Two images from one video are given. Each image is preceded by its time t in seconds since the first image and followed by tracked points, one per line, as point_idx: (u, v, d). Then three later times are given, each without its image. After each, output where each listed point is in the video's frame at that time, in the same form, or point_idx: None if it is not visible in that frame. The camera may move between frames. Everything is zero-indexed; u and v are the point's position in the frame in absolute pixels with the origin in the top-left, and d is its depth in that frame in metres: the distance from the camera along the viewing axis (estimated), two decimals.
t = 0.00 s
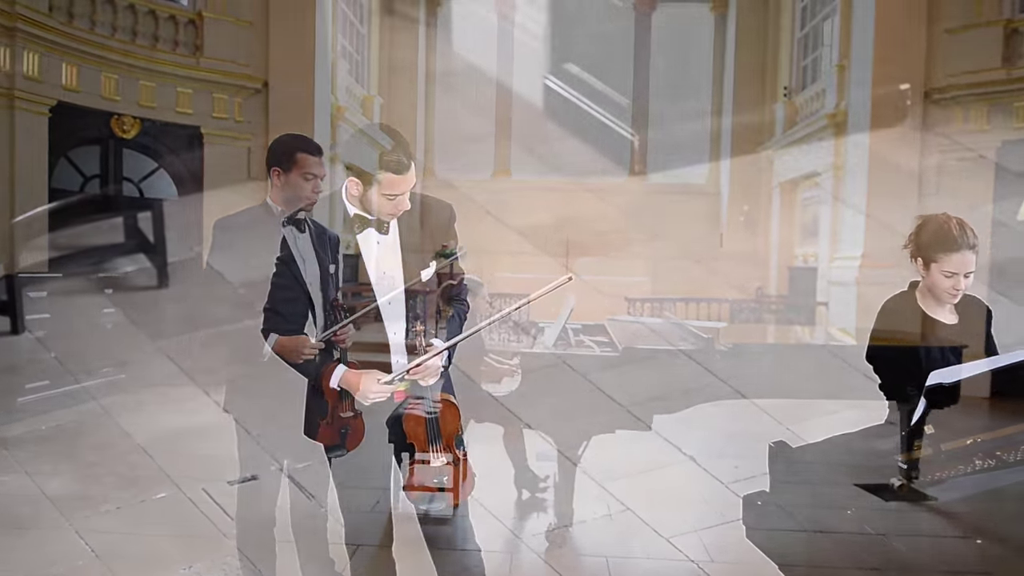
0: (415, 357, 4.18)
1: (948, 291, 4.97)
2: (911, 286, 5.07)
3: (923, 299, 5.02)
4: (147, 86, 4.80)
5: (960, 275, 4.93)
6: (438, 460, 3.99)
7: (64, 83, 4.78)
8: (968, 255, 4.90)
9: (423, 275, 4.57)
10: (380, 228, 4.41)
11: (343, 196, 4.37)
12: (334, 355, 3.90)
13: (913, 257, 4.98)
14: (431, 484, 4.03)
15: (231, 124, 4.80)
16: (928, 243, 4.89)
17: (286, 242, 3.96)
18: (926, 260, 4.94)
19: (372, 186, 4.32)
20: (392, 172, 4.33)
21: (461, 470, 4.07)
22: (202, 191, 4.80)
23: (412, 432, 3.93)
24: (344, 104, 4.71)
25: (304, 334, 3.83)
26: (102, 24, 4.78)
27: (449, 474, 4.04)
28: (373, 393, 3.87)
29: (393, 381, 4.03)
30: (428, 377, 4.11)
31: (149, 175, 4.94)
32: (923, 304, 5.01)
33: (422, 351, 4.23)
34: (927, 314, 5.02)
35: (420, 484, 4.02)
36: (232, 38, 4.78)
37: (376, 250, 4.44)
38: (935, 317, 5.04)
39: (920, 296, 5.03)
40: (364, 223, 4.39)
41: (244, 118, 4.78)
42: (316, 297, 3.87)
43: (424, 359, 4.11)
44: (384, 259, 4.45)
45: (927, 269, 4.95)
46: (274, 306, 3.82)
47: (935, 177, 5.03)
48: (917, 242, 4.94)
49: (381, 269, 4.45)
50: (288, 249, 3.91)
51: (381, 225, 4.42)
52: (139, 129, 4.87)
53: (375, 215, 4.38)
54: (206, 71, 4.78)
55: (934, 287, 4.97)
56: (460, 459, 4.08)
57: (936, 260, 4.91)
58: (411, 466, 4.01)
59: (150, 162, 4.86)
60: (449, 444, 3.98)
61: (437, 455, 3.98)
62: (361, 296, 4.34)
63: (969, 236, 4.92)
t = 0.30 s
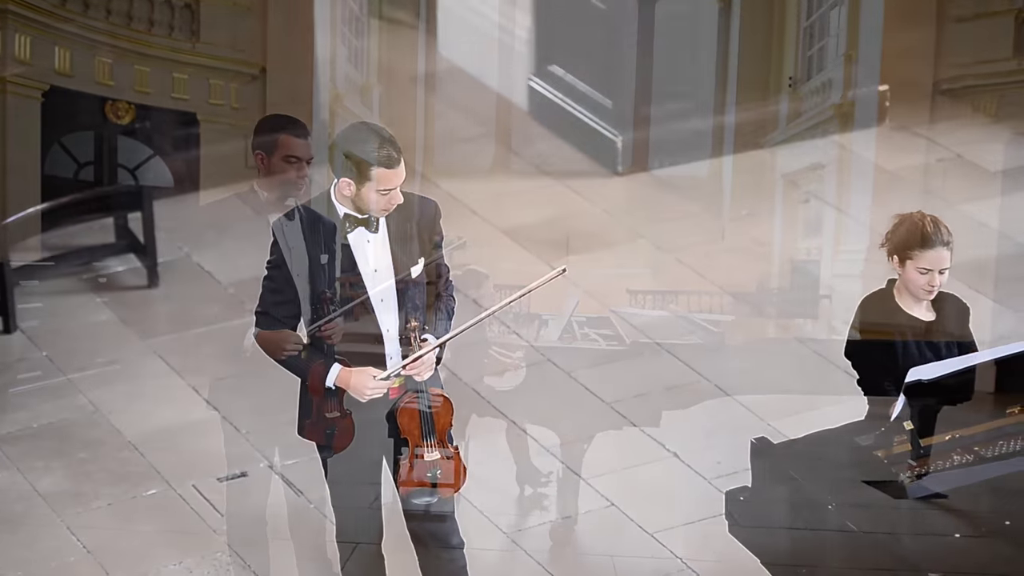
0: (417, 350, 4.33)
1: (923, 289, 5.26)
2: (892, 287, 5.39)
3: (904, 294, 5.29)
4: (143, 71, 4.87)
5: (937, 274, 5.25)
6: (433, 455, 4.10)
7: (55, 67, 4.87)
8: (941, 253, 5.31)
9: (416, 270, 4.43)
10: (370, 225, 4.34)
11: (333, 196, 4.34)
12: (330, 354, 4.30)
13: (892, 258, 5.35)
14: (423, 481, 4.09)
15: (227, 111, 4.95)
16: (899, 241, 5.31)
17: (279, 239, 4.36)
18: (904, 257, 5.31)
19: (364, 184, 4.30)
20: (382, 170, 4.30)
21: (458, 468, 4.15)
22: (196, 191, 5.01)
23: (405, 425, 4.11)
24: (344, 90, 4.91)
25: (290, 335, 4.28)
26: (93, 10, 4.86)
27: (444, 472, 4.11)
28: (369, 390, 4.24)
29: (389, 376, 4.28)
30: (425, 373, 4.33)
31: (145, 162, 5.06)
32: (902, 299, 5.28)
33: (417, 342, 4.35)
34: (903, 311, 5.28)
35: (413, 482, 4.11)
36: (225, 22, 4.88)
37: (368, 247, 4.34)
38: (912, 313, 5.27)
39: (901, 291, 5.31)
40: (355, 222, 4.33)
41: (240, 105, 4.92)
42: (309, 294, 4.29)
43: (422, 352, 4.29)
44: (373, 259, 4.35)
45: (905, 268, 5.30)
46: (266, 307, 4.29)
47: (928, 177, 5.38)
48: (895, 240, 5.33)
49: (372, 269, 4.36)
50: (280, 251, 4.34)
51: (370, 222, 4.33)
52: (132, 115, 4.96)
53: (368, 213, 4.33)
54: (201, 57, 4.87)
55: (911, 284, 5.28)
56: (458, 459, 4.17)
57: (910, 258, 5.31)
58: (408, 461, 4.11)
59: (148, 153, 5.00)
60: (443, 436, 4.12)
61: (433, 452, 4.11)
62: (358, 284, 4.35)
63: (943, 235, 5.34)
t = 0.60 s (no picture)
0: (414, 347, 4.31)
1: (901, 290, 4.55)
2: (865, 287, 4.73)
3: (878, 299, 4.63)
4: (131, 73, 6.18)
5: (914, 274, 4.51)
6: (430, 450, 4.35)
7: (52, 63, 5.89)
8: (920, 251, 4.48)
9: (414, 268, 4.37)
10: (369, 225, 4.25)
11: (334, 194, 4.23)
12: (327, 352, 4.33)
13: (872, 257, 4.59)
14: (420, 475, 4.37)
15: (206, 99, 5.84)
16: (877, 241, 4.51)
17: (274, 237, 4.24)
18: (881, 258, 4.52)
19: (361, 180, 4.10)
20: (378, 161, 4.09)
21: (452, 463, 4.39)
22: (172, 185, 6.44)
23: (404, 422, 4.32)
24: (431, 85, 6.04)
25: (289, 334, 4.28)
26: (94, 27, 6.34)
27: (439, 465, 4.37)
28: (368, 386, 4.23)
29: (390, 370, 4.27)
30: (423, 370, 4.26)
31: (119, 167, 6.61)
32: (877, 303, 4.61)
33: (417, 338, 4.33)
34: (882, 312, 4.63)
35: (411, 474, 4.38)
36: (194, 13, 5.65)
37: (366, 246, 4.29)
38: (891, 314, 4.63)
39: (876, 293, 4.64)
40: (355, 220, 4.24)
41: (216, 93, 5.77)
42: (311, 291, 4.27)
43: (420, 349, 4.21)
44: (373, 257, 4.29)
45: (880, 269, 4.55)
46: (268, 306, 4.27)
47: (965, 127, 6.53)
48: (871, 240, 4.55)
49: (371, 267, 4.29)
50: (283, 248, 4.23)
51: (369, 220, 4.24)
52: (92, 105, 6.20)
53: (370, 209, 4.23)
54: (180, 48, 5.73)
55: (888, 284, 4.57)
56: (452, 453, 4.40)
57: (887, 257, 4.49)
58: (402, 460, 4.37)
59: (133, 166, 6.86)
60: (439, 432, 4.35)
61: (429, 446, 4.35)
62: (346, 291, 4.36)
63: (921, 233, 4.50)
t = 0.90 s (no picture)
0: (418, 345, 4.33)
1: (880, 291, 4.65)
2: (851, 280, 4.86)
3: (859, 295, 4.76)
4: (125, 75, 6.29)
5: (893, 277, 4.60)
6: (436, 445, 4.38)
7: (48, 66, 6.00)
8: (900, 257, 4.56)
9: (418, 267, 4.43)
10: (375, 224, 4.32)
11: (341, 194, 4.30)
12: (333, 350, 4.39)
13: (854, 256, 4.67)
14: (426, 470, 4.40)
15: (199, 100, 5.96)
16: (859, 242, 4.60)
17: (282, 236, 4.33)
18: (862, 259, 4.62)
19: (366, 177, 4.15)
20: (381, 156, 4.13)
21: (457, 459, 4.43)
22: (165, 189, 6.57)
23: (410, 418, 4.37)
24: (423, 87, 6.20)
25: (296, 332, 4.36)
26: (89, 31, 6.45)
27: (444, 461, 4.41)
28: (373, 383, 4.26)
29: (395, 366, 4.31)
30: (427, 367, 4.28)
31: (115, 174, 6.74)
32: (856, 301, 4.74)
33: (421, 336, 4.35)
34: (860, 311, 4.75)
35: (417, 470, 4.41)
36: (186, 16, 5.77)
37: (372, 245, 4.36)
38: (870, 311, 4.76)
39: (858, 289, 4.76)
40: (360, 219, 4.31)
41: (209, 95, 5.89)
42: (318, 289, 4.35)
43: (425, 345, 4.23)
44: (377, 257, 4.35)
45: (862, 269, 4.64)
46: (276, 305, 4.36)
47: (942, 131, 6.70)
48: (855, 240, 4.63)
49: (376, 266, 4.36)
50: (291, 247, 4.31)
51: (375, 219, 4.30)
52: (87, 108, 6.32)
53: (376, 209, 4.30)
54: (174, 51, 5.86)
55: (869, 284, 4.67)
56: (456, 449, 4.44)
57: (867, 260, 4.58)
58: (407, 455, 4.39)
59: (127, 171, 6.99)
60: (444, 428, 4.39)
61: (435, 441, 4.38)
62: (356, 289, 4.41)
63: (903, 238, 4.56)
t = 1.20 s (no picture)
0: (423, 328, 4.32)
1: (866, 276, 4.66)
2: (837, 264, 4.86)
3: (844, 279, 4.76)
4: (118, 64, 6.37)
5: (879, 262, 4.61)
6: (440, 426, 4.42)
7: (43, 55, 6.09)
8: (885, 243, 4.56)
9: (420, 251, 4.41)
10: (378, 208, 4.30)
11: (344, 178, 4.28)
12: (338, 333, 4.36)
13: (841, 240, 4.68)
14: (431, 451, 4.43)
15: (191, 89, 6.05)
16: (845, 228, 4.60)
17: (286, 222, 4.30)
18: (848, 244, 4.62)
19: (369, 159, 4.12)
20: (385, 140, 4.10)
21: (460, 439, 4.46)
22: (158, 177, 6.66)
23: (414, 399, 4.39)
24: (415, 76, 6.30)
25: (300, 317, 4.33)
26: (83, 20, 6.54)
27: (448, 442, 4.44)
28: (379, 365, 4.24)
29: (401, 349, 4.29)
30: (432, 350, 4.28)
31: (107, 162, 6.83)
32: (841, 286, 4.74)
33: (426, 319, 4.33)
34: (846, 293, 4.75)
35: (422, 451, 4.43)
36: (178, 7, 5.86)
37: (375, 229, 4.33)
38: (856, 295, 4.76)
39: (843, 274, 4.76)
40: (364, 204, 4.29)
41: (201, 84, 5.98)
42: (322, 274, 4.32)
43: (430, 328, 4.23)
44: (381, 241, 4.33)
45: (847, 254, 4.64)
46: (279, 290, 4.33)
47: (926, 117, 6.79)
48: (842, 224, 4.64)
49: (380, 250, 4.33)
50: (295, 232, 4.29)
51: (378, 203, 4.29)
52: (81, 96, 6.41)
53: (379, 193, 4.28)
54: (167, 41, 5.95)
55: (854, 269, 4.68)
56: (459, 430, 4.47)
57: (853, 246, 4.58)
58: (411, 437, 4.42)
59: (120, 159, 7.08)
60: (448, 409, 4.43)
61: (439, 423, 4.41)
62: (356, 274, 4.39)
63: (889, 224, 4.56)
